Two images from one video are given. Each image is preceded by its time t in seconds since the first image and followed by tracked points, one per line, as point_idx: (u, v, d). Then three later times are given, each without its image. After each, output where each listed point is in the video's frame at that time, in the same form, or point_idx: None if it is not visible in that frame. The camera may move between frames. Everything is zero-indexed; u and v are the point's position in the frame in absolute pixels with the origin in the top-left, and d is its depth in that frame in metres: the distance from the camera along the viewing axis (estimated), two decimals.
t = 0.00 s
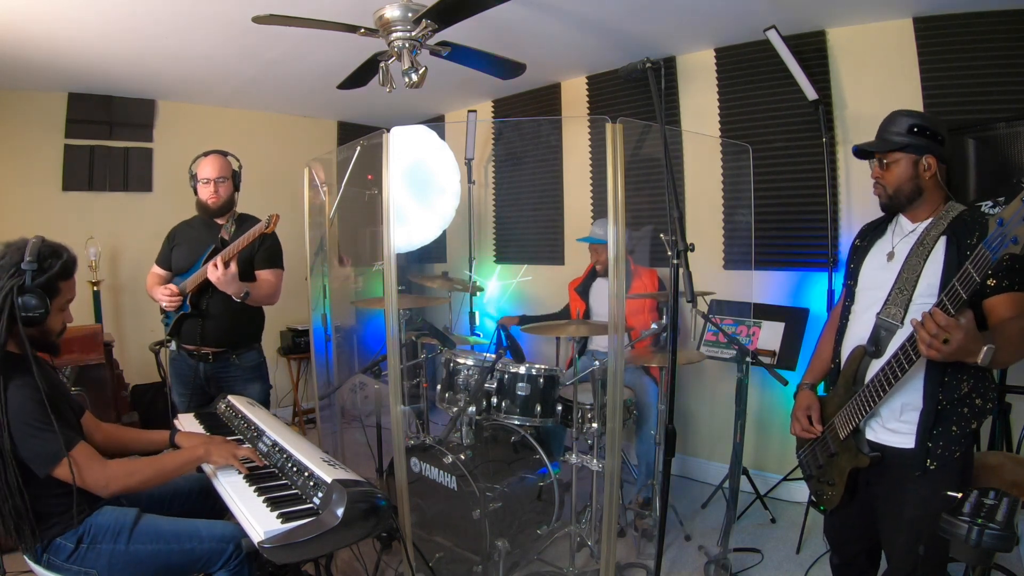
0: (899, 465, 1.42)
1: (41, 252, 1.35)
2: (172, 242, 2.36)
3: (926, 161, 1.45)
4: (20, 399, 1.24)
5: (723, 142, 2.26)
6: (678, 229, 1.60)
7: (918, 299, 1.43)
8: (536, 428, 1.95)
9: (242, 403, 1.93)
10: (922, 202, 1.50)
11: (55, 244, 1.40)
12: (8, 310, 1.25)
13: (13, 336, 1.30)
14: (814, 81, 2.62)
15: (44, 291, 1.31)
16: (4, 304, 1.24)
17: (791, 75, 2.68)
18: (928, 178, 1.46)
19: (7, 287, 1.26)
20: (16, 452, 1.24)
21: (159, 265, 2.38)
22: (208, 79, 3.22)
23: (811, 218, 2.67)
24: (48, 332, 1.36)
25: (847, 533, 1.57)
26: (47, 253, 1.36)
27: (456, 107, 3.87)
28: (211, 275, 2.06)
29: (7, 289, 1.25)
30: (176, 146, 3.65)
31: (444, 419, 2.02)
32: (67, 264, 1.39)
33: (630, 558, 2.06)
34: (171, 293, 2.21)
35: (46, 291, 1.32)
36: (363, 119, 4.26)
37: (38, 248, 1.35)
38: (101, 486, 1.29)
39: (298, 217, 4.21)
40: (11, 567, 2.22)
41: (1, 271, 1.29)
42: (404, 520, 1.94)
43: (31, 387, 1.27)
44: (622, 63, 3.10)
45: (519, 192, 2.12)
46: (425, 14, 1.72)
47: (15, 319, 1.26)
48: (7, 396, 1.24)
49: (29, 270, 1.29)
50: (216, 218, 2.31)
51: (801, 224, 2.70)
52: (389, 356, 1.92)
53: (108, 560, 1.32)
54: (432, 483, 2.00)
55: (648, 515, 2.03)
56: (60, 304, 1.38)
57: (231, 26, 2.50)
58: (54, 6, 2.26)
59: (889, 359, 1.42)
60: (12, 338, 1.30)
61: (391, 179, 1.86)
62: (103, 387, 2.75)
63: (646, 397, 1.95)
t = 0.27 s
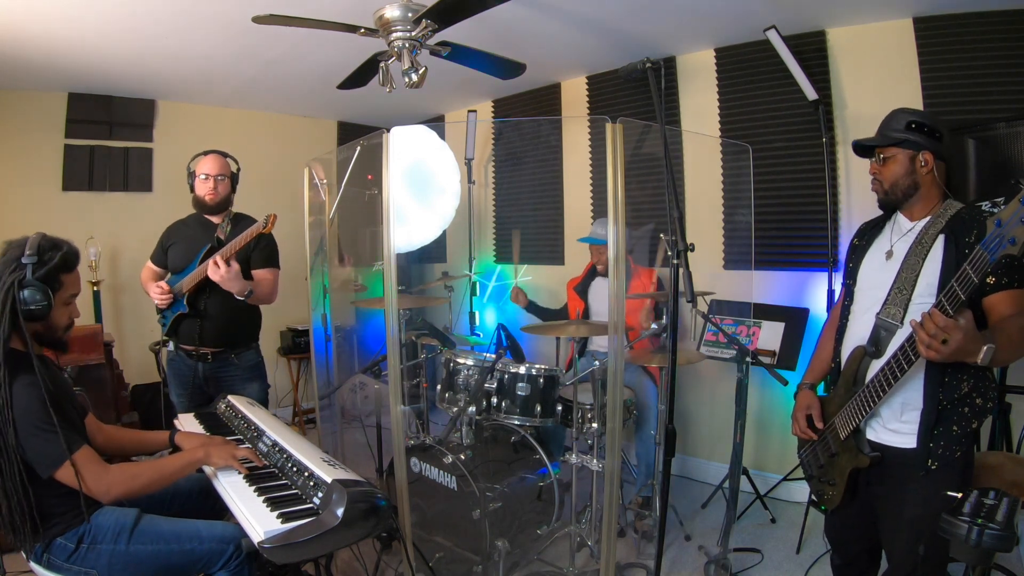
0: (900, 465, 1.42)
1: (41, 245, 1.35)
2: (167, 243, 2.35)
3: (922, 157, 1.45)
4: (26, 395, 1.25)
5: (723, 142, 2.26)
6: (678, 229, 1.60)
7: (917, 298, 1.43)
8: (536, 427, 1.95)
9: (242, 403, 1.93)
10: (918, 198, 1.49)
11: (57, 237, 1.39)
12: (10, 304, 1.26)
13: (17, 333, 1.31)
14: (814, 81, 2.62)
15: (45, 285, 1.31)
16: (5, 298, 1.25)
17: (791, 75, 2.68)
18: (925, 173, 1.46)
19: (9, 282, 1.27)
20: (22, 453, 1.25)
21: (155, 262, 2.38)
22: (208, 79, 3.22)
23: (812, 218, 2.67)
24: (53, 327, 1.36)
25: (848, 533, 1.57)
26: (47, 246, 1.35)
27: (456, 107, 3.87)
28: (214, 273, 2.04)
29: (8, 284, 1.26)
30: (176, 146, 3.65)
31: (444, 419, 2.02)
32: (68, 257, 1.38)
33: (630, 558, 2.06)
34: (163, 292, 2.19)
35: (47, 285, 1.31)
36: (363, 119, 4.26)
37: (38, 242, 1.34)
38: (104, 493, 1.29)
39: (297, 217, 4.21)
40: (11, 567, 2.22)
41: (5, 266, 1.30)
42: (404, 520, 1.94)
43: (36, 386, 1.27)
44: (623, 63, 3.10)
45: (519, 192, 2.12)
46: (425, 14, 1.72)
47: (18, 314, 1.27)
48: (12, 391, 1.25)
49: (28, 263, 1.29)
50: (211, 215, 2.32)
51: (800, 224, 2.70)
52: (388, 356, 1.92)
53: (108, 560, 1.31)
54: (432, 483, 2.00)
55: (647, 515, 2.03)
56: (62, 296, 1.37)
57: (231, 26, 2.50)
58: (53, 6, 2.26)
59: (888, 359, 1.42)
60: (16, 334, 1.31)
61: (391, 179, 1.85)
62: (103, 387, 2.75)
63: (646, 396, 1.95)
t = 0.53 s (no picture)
0: (900, 465, 1.42)
1: (66, 252, 1.36)
2: (170, 245, 2.34)
3: (931, 163, 1.46)
4: (25, 398, 1.24)
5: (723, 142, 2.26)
6: (678, 229, 1.60)
7: (917, 297, 1.43)
8: (536, 427, 1.95)
9: (242, 403, 1.93)
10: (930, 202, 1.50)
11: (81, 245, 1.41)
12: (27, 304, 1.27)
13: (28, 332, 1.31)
14: (814, 81, 2.62)
15: (65, 292, 1.31)
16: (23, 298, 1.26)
17: (791, 75, 2.68)
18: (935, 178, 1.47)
19: (30, 280, 1.28)
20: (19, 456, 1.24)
21: (158, 265, 2.38)
22: (208, 79, 3.22)
23: (811, 219, 2.67)
24: (62, 333, 1.35)
25: (848, 533, 1.57)
26: (71, 253, 1.37)
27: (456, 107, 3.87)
28: (250, 245, 2.02)
29: (31, 282, 1.28)
30: (176, 146, 3.65)
31: (444, 419, 2.02)
32: (91, 267, 1.39)
33: (630, 558, 2.06)
34: (168, 294, 2.22)
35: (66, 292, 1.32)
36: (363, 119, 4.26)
37: (63, 248, 1.36)
38: (95, 503, 1.25)
39: (298, 217, 4.21)
40: (11, 567, 2.22)
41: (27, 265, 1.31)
42: (404, 520, 1.94)
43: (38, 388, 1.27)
44: (623, 63, 3.10)
45: (519, 192, 2.12)
46: (425, 14, 1.72)
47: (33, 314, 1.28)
48: (11, 392, 1.24)
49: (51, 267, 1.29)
50: (214, 216, 2.32)
51: (800, 224, 2.70)
52: (388, 356, 1.92)
53: (108, 560, 1.31)
54: (432, 483, 2.00)
55: (648, 515, 2.03)
56: (80, 305, 1.37)
57: (231, 26, 2.50)
58: (53, 6, 2.26)
59: (888, 357, 1.42)
60: (27, 333, 1.31)
61: (392, 180, 1.86)
62: (103, 387, 2.75)
63: (647, 395, 1.97)
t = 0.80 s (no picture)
0: (900, 465, 1.42)
1: (63, 246, 1.36)
2: (173, 246, 2.35)
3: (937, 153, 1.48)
4: (28, 398, 1.24)
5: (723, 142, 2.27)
6: (678, 229, 1.60)
7: (917, 295, 1.43)
8: (536, 427, 1.95)
9: (242, 403, 1.93)
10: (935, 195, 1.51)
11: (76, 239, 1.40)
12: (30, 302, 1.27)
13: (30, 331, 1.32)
14: (814, 81, 2.62)
15: (66, 286, 1.31)
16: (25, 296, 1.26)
17: (791, 75, 2.68)
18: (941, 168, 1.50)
19: (30, 279, 1.28)
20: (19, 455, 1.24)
21: (162, 266, 2.37)
22: (208, 79, 3.22)
23: (812, 219, 2.67)
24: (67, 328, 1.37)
25: (848, 533, 1.57)
26: (67, 247, 1.36)
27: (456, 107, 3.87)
28: (241, 240, 2.03)
29: (30, 281, 1.28)
30: (176, 146, 3.65)
31: (444, 419, 2.02)
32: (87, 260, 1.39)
33: (630, 558, 2.06)
34: (169, 297, 2.22)
35: (66, 285, 1.32)
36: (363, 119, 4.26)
37: (59, 242, 1.35)
38: (91, 505, 1.23)
39: (298, 217, 4.21)
40: (11, 567, 2.22)
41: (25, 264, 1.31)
42: (404, 520, 1.94)
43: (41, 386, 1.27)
44: (623, 63, 3.10)
45: (519, 192, 2.12)
46: (425, 14, 1.72)
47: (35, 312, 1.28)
48: (15, 395, 1.24)
49: (50, 263, 1.29)
50: (215, 216, 2.32)
51: (800, 224, 2.71)
52: (388, 356, 1.92)
53: (108, 560, 1.32)
54: (432, 483, 2.00)
55: (648, 515, 2.03)
56: (80, 298, 1.38)
57: (231, 26, 2.50)
58: (53, 7, 2.26)
59: (888, 356, 1.42)
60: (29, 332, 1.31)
61: (392, 180, 1.85)
62: (103, 387, 2.75)
63: (647, 398, 1.96)
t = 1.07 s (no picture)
0: (900, 465, 1.42)
1: (70, 253, 1.36)
2: (172, 246, 2.34)
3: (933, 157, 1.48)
4: (30, 397, 1.24)
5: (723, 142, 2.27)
6: (678, 229, 1.60)
7: (917, 296, 1.43)
8: (536, 427, 1.95)
9: (242, 403, 1.93)
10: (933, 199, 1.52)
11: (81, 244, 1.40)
12: (41, 313, 1.28)
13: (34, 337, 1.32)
14: (814, 81, 2.62)
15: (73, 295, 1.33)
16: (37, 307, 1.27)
17: (791, 75, 2.68)
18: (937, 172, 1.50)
19: (41, 291, 1.29)
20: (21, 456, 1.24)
21: (162, 267, 2.37)
22: (208, 79, 3.22)
23: (812, 219, 2.67)
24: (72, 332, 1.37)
25: (848, 533, 1.57)
26: (76, 254, 1.37)
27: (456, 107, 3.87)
28: (231, 247, 2.03)
29: (42, 293, 1.29)
30: (176, 146, 3.65)
31: (444, 419, 2.02)
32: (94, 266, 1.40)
33: (630, 558, 2.06)
34: (168, 301, 2.25)
35: (76, 295, 1.34)
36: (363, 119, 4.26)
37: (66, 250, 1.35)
38: (92, 499, 1.24)
39: (298, 217, 4.21)
40: (11, 567, 2.22)
41: (33, 273, 1.30)
42: (404, 520, 1.94)
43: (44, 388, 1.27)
44: (623, 63, 3.10)
45: (519, 192, 2.12)
46: (425, 14, 1.72)
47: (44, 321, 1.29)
48: (16, 395, 1.24)
49: (60, 274, 1.30)
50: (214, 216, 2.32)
51: (800, 224, 2.71)
52: (388, 356, 1.92)
53: (109, 560, 1.31)
54: (432, 483, 2.00)
55: (648, 514, 2.03)
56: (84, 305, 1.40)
57: (231, 26, 2.50)
58: (53, 7, 2.26)
59: (889, 357, 1.42)
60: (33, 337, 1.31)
61: (392, 180, 1.86)
62: (103, 387, 2.75)
63: (647, 399, 1.96)
